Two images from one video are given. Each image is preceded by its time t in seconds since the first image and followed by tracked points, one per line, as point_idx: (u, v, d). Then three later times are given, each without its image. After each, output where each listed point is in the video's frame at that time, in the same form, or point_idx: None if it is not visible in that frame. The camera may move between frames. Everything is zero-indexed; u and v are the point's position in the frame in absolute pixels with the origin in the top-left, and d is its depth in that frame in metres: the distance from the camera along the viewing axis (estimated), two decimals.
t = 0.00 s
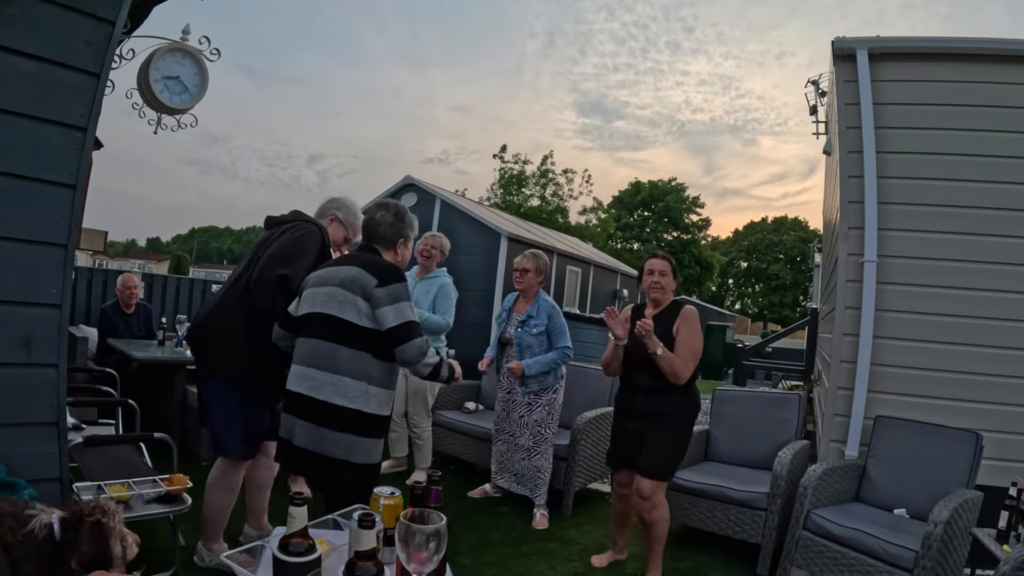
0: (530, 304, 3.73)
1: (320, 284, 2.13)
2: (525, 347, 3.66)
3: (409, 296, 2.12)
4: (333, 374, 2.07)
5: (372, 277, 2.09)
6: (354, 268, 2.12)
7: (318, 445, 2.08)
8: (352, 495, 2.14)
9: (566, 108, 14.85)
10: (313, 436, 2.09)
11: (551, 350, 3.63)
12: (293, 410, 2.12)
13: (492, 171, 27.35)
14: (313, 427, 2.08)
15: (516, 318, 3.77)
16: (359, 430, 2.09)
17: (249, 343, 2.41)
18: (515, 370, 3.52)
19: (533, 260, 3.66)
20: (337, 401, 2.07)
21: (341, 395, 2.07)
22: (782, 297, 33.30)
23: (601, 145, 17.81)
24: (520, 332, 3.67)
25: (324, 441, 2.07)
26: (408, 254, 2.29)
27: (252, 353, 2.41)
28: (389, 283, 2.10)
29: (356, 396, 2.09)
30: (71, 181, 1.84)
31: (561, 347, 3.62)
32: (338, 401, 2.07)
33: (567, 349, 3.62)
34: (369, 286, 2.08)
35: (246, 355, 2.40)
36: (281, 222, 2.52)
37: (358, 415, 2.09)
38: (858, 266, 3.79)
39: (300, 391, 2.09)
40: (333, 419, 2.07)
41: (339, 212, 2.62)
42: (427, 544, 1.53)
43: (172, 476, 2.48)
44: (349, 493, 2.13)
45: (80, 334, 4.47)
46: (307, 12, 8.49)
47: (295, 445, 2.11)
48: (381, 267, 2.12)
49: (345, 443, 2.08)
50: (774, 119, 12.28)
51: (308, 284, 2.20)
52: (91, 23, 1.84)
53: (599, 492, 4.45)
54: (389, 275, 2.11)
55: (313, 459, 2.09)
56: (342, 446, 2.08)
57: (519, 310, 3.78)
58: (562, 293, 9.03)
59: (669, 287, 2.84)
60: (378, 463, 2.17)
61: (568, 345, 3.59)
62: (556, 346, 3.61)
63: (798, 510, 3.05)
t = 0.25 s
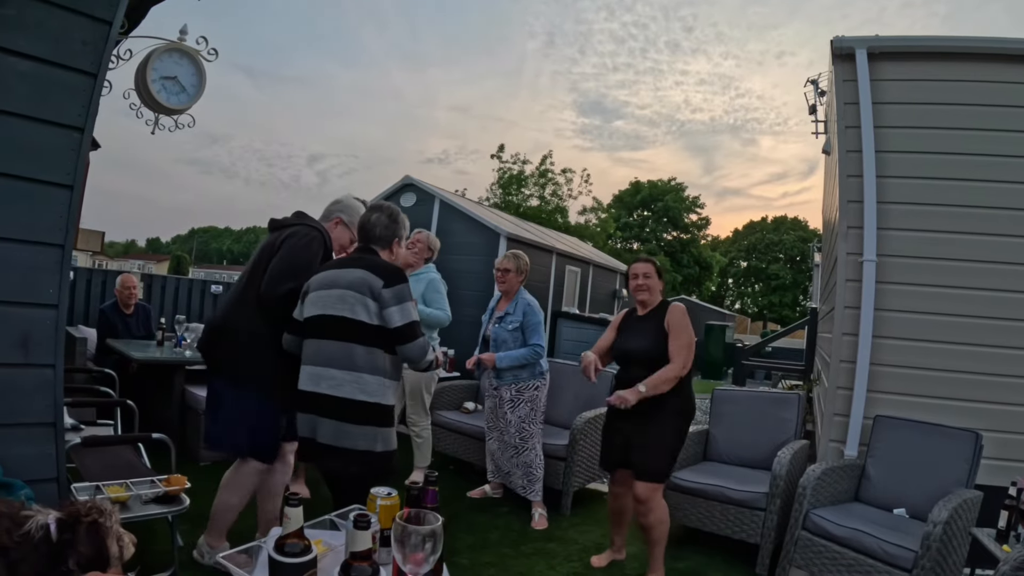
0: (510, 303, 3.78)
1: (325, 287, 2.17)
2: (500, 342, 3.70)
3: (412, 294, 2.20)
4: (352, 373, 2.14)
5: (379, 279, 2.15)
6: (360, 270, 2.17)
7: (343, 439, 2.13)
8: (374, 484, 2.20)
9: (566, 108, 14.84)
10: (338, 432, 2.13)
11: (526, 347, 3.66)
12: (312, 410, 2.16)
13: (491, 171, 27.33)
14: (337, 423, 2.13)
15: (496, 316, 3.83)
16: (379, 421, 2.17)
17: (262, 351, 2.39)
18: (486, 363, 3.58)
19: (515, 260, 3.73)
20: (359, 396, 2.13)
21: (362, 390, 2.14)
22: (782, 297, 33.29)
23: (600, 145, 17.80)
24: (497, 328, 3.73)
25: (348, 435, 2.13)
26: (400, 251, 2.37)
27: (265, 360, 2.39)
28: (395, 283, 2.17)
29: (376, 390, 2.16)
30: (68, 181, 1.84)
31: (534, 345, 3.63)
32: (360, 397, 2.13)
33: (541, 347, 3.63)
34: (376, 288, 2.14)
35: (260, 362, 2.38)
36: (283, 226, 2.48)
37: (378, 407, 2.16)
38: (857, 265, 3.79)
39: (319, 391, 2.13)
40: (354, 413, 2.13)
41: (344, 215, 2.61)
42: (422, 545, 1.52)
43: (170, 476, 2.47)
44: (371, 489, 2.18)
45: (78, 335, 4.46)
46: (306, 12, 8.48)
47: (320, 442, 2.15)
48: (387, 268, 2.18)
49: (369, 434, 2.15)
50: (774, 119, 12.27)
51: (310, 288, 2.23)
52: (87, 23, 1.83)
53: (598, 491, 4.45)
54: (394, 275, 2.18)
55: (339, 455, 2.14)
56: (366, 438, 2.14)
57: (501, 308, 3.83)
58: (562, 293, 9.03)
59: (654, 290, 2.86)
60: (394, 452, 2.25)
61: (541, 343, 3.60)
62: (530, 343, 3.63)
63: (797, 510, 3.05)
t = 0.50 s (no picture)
0: (497, 300, 3.82)
1: (333, 286, 2.18)
2: (484, 340, 3.75)
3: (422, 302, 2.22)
4: (358, 373, 2.15)
5: (390, 288, 2.16)
6: (371, 275, 2.17)
7: (348, 437, 2.16)
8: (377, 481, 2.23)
9: (566, 108, 14.84)
10: (344, 429, 2.15)
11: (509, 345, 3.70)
12: (317, 407, 2.16)
13: (490, 171, 27.34)
14: (344, 422, 2.15)
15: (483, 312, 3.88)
16: (382, 420, 2.19)
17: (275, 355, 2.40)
18: (469, 355, 3.63)
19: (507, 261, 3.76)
20: (364, 397, 2.15)
21: (367, 391, 2.15)
22: (782, 297, 33.29)
23: (600, 145, 17.80)
24: (483, 324, 3.78)
25: (354, 433, 2.15)
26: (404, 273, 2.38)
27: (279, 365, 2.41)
28: (405, 292, 2.18)
29: (381, 391, 2.18)
30: (66, 181, 1.83)
31: (517, 343, 3.67)
32: (366, 398, 2.15)
33: (524, 346, 3.68)
34: (387, 296, 2.15)
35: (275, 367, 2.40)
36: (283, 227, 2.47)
37: (382, 408, 2.18)
38: (856, 265, 3.78)
39: (322, 389, 2.14)
40: (360, 412, 2.15)
41: (332, 201, 2.57)
42: (420, 545, 1.51)
43: (169, 476, 2.47)
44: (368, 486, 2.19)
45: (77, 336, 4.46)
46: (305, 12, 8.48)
47: (325, 438, 2.16)
48: (397, 275, 2.19)
49: (372, 433, 2.17)
50: (774, 118, 12.27)
51: (318, 286, 2.23)
52: (84, 23, 1.83)
53: (597, 491, 4.45)
54: (404, 284, 2.18)
55: (346, 451, 2.17)
56: (369, 437, 2.17)
57: (489, 305, 3.88)
58: (561, 292, 9.03)
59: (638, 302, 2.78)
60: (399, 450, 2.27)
61: (524, 342, 3.64)
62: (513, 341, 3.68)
63: (797, 509, 3.05)
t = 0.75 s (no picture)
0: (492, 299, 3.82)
1: (343, 284, 2.18)
2: (479, 337, 3.76)
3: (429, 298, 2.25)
4: (367, 367, 2.16)
5: (398, 284, 2.18)
6: (380, 273, 2.19)
7: (353, 429, 2.16)
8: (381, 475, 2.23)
9: (566, 107, 14.85)
10: (350, 422, 2.15)
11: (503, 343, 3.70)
12: (323, 400, 2.16)
13: (490, 171, 27.36)
14: (352, 414, 2.15)
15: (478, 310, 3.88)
16: (388, 413, 2.20)
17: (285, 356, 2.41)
18: (465, 351, 3.63)
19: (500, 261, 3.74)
20: (372, 390, 2.16)
21: (375, 384, 2.16)
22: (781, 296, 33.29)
23: (600, 145, 17.80)
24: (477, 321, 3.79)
25: (360, 426, 2.16)
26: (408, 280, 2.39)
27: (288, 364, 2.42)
28: (413, 288, 2.20)
29: (388, 385, 2.19)
30: (66, 181, 1.83)
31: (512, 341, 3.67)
32: (373, 391, 2.16)
33: (518, 343, 3.68)
34: (395, 293, 2.17)
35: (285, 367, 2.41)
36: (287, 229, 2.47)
37: (389, 401, 2.19)
38: (856, 264, 3.78)
39: (332, 382, 2.15)
40: (367, 405, 2.16)
41: (322, 192, 2.55)
42: (422, 545, 1.51)
43: (169, 476, 2.47)
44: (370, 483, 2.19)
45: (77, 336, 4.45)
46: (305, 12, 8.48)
47: (329, 430, 2.16)
48: (405, 273, 2.21)
49: (377, 426, 2.18)
50: (773, 118, 12.27)
51: (327, 284, 2.23)
52: (84, 22, 1.83)
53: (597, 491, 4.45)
54: (412, 280, 2.21)
55: (350, 445, 2.16)
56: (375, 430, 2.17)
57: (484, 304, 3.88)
58: (561, 292, 9.03)
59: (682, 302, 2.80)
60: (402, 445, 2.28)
61: (518, 340, 3.65)
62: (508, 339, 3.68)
63: (797, 509, 3.05)
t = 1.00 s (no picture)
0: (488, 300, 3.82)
1: (354, 287, 2.18)
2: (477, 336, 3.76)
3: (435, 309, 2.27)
4: (371, 367, 2.17)
5: (407, 294, 2.18)
6: (390, 280, 2.19)
7: (353, 425, 2.16)
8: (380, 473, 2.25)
9: (565, 107, 14.85)
10: (349, 417, 2.15)
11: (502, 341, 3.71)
12: (325, 396, 2.16)
13: (488, 171, 27.40)
14: (352, 411, 2.15)
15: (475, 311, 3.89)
16: (388, 412, 2.20)
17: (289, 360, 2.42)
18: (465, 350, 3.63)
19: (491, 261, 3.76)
20: (374, 388, 2.17)
21: (377, 384, 2.17)
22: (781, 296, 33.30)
23: (599, 145, 17.82)
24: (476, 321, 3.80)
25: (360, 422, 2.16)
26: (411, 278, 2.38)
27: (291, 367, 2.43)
28: (420, 298, 2.22)
29: (389, 385, 2.20)
30: (65, 182, 1.83)
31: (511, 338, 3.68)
32: (375, 390, 2.17)
33: (518, 339, 3.69)
34: (403, 302, 2.18)
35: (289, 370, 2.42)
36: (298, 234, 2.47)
37: (389, 400, 2.20)
38: (854, 264, 3.79)
39: (337, 379, 2.16)
40: (368, 403, 2.17)
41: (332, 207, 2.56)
42: (419, 545, 1.51)
43: (169, 477, 2.46)
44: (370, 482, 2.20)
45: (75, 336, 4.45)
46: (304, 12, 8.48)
47: (329, 426, 2.16)
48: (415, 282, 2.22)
49: (377, 424, 2.18)
50: (772, 118, 12.28)
51: (341, 283, 2.23)
52: (83, 23, 1.83)
53: (597, 491, 4.45)
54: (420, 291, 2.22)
55: (350, 440, 2.16)
56: (375, 428, 2.18)
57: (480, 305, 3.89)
58: (560, 292, 9.03)
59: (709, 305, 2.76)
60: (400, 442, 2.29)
61: (518, 336, 3.65)
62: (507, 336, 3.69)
63: (796, 509, 3.05)
